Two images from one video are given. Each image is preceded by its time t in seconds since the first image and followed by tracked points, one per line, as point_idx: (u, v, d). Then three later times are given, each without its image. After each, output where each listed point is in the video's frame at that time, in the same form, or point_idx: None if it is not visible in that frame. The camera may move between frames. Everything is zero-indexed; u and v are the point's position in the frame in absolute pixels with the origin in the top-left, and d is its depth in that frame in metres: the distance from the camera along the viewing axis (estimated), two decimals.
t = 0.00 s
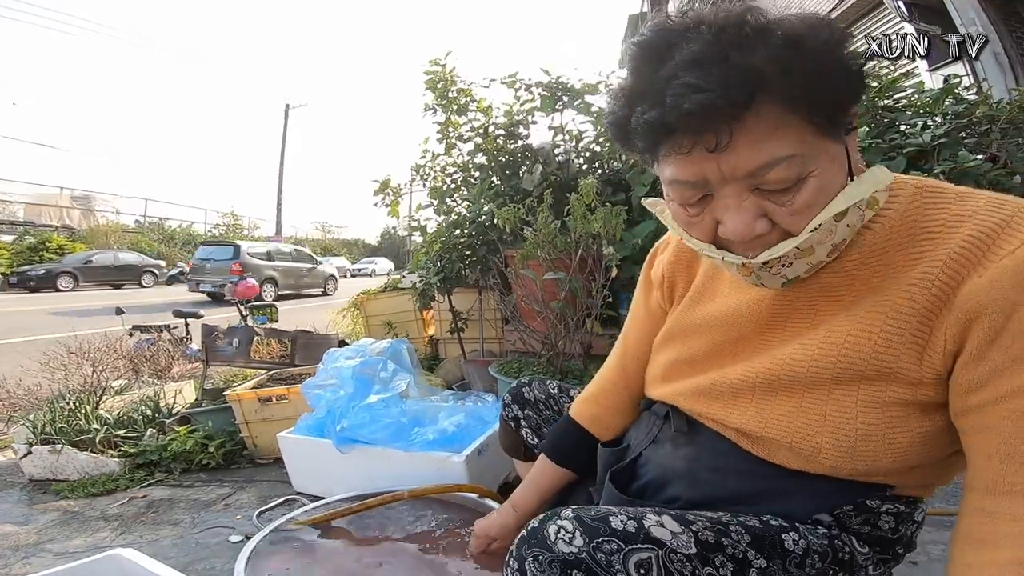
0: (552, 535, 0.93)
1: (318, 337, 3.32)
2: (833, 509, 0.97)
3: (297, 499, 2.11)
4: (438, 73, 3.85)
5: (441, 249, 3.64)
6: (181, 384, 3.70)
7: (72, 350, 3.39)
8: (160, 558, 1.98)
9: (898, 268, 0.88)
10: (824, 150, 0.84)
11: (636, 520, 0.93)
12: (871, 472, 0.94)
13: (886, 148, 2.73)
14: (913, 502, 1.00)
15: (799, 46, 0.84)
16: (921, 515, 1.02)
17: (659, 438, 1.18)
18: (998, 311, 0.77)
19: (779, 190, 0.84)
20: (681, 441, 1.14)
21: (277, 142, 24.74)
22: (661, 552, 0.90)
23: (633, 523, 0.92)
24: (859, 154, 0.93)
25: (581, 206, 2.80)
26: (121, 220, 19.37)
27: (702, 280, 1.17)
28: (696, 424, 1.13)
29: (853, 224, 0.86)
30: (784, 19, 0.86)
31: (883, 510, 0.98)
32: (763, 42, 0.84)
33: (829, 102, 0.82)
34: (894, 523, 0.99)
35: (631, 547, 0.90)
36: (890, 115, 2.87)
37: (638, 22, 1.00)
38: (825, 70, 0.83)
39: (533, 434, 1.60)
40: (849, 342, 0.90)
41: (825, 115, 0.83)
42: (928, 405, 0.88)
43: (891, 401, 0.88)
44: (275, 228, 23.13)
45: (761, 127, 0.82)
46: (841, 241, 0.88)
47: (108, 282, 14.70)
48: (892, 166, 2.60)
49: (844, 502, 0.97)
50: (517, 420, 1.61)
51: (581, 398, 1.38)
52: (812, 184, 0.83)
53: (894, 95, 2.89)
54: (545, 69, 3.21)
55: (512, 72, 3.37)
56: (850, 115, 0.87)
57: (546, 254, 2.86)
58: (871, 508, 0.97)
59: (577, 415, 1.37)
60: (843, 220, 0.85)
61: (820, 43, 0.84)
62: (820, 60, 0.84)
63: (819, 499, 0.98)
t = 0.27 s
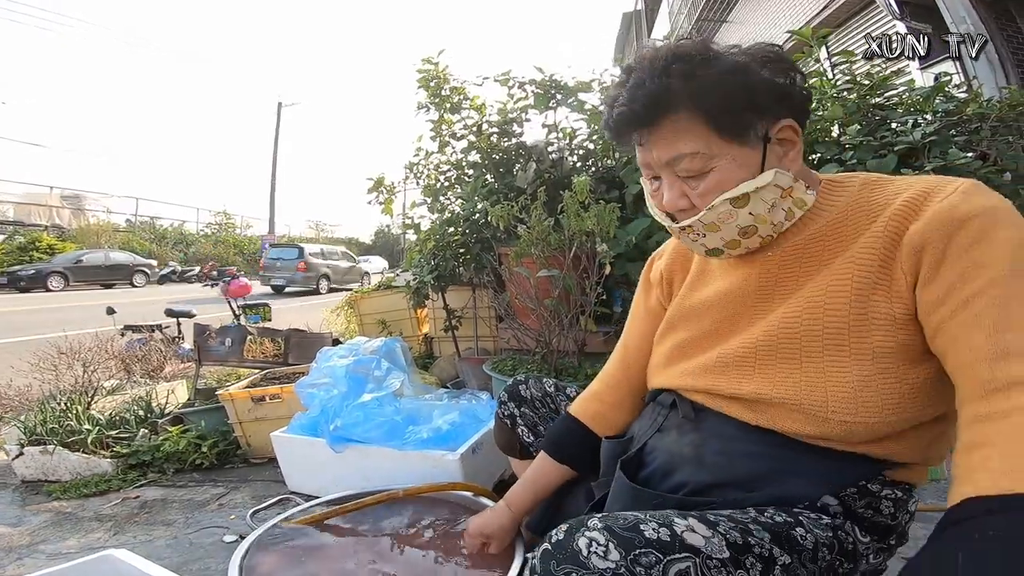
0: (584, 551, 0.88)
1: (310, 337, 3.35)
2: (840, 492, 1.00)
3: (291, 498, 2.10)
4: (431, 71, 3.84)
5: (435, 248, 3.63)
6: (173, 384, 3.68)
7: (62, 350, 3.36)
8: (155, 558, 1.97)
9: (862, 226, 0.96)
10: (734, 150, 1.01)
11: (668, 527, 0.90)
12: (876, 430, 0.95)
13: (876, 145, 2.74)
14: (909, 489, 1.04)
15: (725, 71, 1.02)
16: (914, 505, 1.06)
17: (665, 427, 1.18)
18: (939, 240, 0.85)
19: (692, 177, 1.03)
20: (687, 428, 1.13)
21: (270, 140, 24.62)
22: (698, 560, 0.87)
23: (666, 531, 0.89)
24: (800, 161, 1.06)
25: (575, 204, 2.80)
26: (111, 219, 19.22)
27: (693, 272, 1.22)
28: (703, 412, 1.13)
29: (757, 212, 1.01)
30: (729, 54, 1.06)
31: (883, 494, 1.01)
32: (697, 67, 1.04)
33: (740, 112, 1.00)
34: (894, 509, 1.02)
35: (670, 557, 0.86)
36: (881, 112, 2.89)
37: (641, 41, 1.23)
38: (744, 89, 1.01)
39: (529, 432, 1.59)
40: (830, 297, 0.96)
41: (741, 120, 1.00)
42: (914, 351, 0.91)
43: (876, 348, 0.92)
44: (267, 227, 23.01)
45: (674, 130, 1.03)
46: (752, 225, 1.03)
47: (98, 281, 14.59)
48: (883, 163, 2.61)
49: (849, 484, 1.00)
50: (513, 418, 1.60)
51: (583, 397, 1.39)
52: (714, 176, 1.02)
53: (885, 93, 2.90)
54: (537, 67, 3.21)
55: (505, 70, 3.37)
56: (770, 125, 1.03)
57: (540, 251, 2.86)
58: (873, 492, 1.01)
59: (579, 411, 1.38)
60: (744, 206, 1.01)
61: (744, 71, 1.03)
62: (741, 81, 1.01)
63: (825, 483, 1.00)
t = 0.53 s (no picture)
0: None
1: (305, 335, 3.30)
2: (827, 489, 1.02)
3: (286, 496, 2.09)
4: (425, 70, 3.84)
5: (429, 246, 3.62)
6: (166, 384, 3.65)
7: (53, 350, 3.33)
8: (148, 558, 1.95)
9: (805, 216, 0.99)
10: (686, 148, 1.08)
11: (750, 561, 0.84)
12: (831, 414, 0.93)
13: (869, 145, 2.75)
14: (900, 482, 1.02)
15: (674, 78, 1.11)
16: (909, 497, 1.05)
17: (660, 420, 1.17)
18: (858, 215, 0.88)
19: (653, 174, 1.11)
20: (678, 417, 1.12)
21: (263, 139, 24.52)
22: None
23: (749, 564, 0.83)
24: (754, 157, 1.11)
25: (570, 202, 2.80)
26: (102, 218, 19.09)
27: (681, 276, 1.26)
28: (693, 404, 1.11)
29: (711, 202, 1.08)
30: (682, 66, 1.14)
31: (871, 487, 1.01)
32: (649, 76, 1.13)
33: (686, 113, 1.08)
34: (884, 501, 1.01)
35: None
36: (874, 112, 2.90)
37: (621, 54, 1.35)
38: (692, 92, 1.08)
39: (533, 425, 1.59)
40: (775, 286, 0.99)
41: (689, 120, 1.07)
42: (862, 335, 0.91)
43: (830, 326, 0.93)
44: (260, 226, 22.92)
45: (633, 133, 1.11)
46: (710, 214, 1.09)
47: (89, 280, 14.48)
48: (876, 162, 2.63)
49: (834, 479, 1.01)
50: (518, 412, 1.60)
51: (587, 391, 1.39)
52: (670, 171, 1.09)
53: (878, 93, 2.90)
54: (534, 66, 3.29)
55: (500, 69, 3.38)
56: (720, 123, 1.09)
57: (534, 249, 2.86)
58: (860, 486, 1.01)
59: (584, 404, 1.37)
60: (699, 196, 1.08)
61: (693, 78, 1.11)
62: (689, 86, 1.09)
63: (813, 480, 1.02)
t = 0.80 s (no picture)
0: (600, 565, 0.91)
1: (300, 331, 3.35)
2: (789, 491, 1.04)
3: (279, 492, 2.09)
4: (424, 67, 3.82)
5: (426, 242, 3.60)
6: (159, 378, 3.63)
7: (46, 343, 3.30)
8: (139, 553, 1.94)
9: (757, 241, 1.07)
10: (648, 151, 1.13)
11: (674, 541, 0.94)
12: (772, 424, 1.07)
13: (865, 146, 2.76)
14: (873, 485, 1.04)
15: (636, 83, 1.16)
16: (889, 503, 1.05)
17: (634, 424, 1.25)
18: (784, 267, 0.99)
19: (618, 178, 1.17)
20: (652, 425, 1.20)
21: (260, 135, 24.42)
22: (712, 570, 0.92)
23: (674, 545, 0.93)
24: (720, 159, 1.14)
25: (567, 200, 2.79)
26: (97, 212, 18.97)
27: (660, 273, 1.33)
28: (666, 410, 1.18)
29: (673, 207, 1.13)
30: (649, 70, 1.19)
31: (838, 491, 1.03)
32: (614, 82, 1.18)
33: (645, 117, 1.13)
34: (853, 506, 1.03)
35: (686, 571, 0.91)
36: (871, 113, 2.89)
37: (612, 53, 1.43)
38: (652, 97, 1.13)
39: (536, 417, 1.58)
40: (721, 311, 1.09)
41: (649, 123, 1.12)
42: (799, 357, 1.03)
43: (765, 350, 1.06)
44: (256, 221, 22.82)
45: (598, 138, 1.18)
46: (673, 220, 1.14)
47: (83, 274, 14.39)
48: (872, 163, 2.62)
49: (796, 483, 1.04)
50: (522, 403, 1.60)
51: (587, 386, 1.47)
52: (634, 176, 1.15)
53: (875, 94, 2.90)
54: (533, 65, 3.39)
55: (499, 67, 3.38)
56: (681, 126, 1.13)
57: (530, 246, 2.85)
58: (825, 489, 1.03)
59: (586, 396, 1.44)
60: (661, 201, 1.13)
61: (655, 81, 1.15)
62: (650, 91, 1.14)
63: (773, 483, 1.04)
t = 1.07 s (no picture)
0: (557, 524, 0.91)
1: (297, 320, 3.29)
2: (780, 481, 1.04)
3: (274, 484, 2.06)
4: (427, 60, 3.78)
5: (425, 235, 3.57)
6: (155, 369, 3.59)
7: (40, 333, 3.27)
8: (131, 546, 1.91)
9: (748, 237, 1.05)
10: (638, 146, 1.10)
11: (637, 510, 0.94)
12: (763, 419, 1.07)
13: (867, 145, 2.73)
14: (870, 478, 1.04)
15: (628, 72, 1.12)
16: (888, 495, 1.04)
17: (627, 416, 1.24)
18: (769, 263, 0.98)
19: (606, 171, 1.15)
20: (642, 419, 1.20)
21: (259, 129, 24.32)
22: (667, 536, 0.91)
23: (633, 512, 0.94)
24: (714, 153, 1.11)
25: (567, 195, 2.76)
26: (94, 203, 18.87)
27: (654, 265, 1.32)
28: (657, 404, 1.17)
29: (664, 204, 1.11)
30: (642, 58, 1.14)
31: (832, 483, 1.03)
32: (604, 72, 1.14)
33: (636, 110, 1.09)
34: (848, 497, 1.02)
35: (639, 533, 0.91)
36: (874, 113, 2.86)
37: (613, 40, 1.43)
38: (644, 88, 1.09)
39: (532, 411, 1.55)
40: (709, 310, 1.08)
41: (641, 117, 1.09)
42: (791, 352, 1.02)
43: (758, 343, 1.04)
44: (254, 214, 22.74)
45: (588, 130, 1.15)
46: (664, 216, 1.12)
47: (80, 265, 14.32)
48: (873, 162, 2.59)
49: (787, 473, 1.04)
50: (518, 397, 1.57)
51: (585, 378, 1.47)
52: (623, 170, 1.12)
53: (878, 94, 2.87)
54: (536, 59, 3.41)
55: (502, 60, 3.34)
56: (673, 119, 1.09)
57: (530, 240, 2.82)
58: (818, 481, 1.03)
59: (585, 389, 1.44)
60: (652, 197, 1.11)
61: (648, 71, 1.11)
62: (642, 81, 1.10)
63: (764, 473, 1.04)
